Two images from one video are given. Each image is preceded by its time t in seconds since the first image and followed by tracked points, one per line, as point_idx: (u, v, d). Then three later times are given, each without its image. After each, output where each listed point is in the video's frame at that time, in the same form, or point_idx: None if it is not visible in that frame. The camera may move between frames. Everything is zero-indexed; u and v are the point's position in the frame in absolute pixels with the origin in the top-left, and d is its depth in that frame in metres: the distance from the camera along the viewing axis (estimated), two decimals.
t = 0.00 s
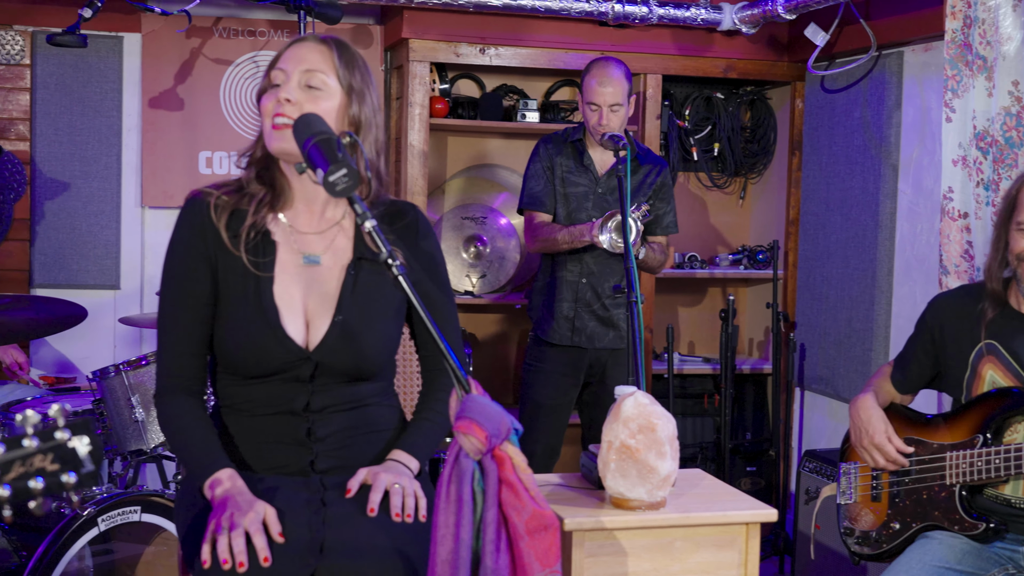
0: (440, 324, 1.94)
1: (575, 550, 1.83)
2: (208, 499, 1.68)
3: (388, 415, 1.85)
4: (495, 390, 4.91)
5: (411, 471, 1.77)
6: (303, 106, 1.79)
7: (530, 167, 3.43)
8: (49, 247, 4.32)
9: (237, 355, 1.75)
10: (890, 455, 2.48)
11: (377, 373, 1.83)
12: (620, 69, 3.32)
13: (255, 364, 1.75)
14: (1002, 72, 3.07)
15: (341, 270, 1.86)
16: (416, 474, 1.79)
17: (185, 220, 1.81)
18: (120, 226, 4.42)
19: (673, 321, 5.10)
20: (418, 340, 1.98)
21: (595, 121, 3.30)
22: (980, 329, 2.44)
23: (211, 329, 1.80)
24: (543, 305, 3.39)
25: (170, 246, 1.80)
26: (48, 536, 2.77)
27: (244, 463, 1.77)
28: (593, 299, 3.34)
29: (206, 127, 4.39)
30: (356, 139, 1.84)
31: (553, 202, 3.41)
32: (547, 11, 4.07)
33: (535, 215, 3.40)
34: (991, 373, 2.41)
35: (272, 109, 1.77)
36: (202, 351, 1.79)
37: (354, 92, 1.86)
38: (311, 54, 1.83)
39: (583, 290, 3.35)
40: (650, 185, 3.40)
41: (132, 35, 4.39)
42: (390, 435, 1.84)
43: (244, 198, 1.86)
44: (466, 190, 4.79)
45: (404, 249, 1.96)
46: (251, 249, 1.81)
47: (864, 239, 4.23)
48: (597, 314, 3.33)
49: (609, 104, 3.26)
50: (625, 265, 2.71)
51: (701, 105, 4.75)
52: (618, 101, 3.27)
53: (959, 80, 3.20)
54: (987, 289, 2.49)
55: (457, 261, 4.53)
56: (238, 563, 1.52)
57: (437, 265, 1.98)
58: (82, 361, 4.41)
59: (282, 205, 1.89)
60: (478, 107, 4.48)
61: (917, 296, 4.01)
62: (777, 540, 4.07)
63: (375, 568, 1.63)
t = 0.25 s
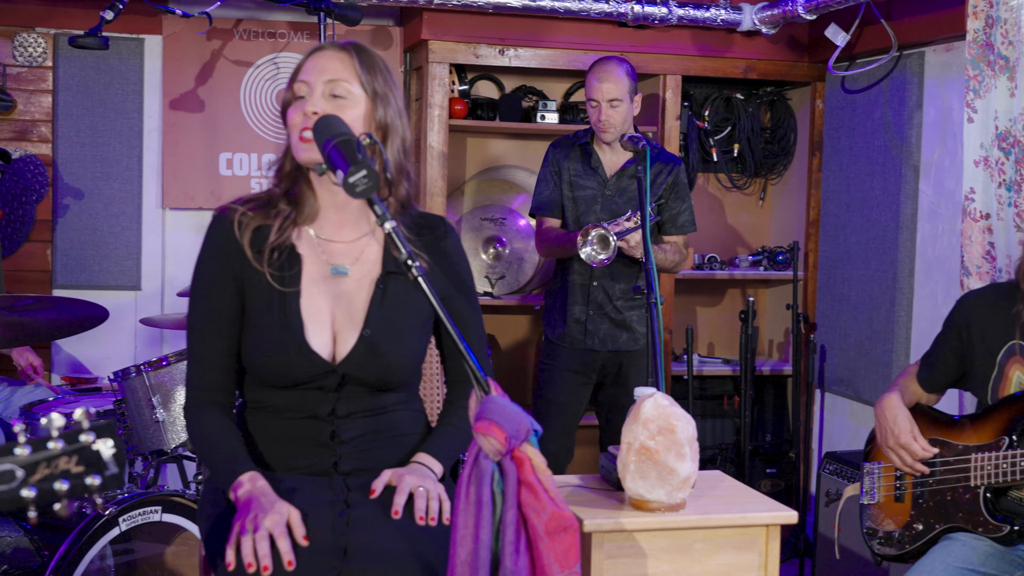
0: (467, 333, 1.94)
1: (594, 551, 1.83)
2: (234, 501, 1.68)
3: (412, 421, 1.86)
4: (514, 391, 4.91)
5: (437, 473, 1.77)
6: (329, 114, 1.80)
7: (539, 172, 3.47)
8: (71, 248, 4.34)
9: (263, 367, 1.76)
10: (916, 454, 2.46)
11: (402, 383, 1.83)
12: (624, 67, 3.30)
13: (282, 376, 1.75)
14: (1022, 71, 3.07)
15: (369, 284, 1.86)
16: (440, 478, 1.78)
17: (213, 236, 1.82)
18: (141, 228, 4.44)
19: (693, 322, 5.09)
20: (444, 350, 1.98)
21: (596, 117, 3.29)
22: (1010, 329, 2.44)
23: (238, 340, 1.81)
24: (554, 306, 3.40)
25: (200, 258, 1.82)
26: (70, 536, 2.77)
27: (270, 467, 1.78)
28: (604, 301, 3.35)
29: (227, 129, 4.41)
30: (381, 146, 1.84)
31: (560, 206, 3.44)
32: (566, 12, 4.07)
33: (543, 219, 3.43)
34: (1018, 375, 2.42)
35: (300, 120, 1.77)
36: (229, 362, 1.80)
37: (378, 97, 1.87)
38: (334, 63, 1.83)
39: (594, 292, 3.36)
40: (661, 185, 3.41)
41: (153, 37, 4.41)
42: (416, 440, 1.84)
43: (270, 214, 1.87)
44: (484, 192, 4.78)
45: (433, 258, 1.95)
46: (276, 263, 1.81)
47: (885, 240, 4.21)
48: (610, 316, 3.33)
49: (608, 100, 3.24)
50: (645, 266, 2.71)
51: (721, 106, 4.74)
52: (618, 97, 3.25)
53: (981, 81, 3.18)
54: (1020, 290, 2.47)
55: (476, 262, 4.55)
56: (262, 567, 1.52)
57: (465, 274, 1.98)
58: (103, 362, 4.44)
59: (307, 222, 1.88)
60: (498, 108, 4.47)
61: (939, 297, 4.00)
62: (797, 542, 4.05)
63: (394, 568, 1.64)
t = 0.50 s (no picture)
0: (495, 340, 1.95)
1: (615, 553, 1.83)
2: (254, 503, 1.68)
3: (435, 425, 1.86)
4: (535, 392, 4.91)
5: (456, 476, 1.77)
6: (354, 111, 1.79)
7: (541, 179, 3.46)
8: (94, 250, 4.37)
9: (290, 369, 1.77)
10: (938, 458, 2.44)
11: (428, 389, 1.84)
12: (619, 65, 3.29)
13: (308, 379, 1.76)
14: None
15: (397, 290, 1.86)
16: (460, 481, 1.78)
17: (243, 240, 1.84)
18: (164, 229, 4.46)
19: (714, 323, 5.07)
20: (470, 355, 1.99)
21: (589, 113, 3.27)
22: None
23: (266, 343, 1.82)
24: (563, 309, 3.38)
25: (229, 260, 1.83)
26: (94, 536, 2.80)
27: (290, 466, 1.78)
28: (611, 303, 3.30)
29: (248, 131, 4.42)
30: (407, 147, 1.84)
31: (561, 211, 3.43)
32: (587, 13, 4.07)
33: (544, 226, 3.42)
34: None
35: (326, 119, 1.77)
36: (257, 363, 1.81)
37: (405, 96, 1.87)
38: (363, 63, 1.83)
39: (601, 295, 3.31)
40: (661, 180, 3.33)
41: (176, 40, 4.43)
42: (438, 444, 1.85)
43: (300, 218, 1.88)
44: (503, 194, 4.78)
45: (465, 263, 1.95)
46: (304, 268, 1.82)
47: (908, 241, 4.19)
48: (617, 319, 3.29)
49: (600, 94, 3.21)
50: (667, 266, 2.70)
51: (742, 106, 4.74)
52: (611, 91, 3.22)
53: (1006, 81, 3.16)
54: None
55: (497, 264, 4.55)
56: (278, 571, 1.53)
57: (493, 279, 1.99)
58: (126, 362, 4.46)
59: (336, 226, 1.89)
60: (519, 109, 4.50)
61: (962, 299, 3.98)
62: (819, 544, 4.04)
63: (415, 568, 1.64)
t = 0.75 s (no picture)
0: (520, 341, 1.95)
1: (638, 553, 1.83)
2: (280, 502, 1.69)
3: (460, 425, 1.87)
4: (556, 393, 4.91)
5: (481, 477, 1.77)
6: (379, 106, 1.80)
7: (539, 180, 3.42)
8: (118, 250, 4.39)
9: (318, 364, 1.77)
10: (961, 463, 2.42)
11: (453, 388, 1.85)
12: (612, 66, 3.25)
13: (336, 375, 1.77)
14: None
15: (426, 285, 1.87)
16: (485, 481, 1.78)
17: (273, 230, 1.83)
18: (188, 229, 4.48)
19: (737, 324, 5.06)
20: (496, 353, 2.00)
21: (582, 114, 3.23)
22: None
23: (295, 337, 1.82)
24: (563, 314, 3.30)
25: (259, 251, 1.83)
26: (117, 534, 2.80)
27: (317, 465, 1.79)
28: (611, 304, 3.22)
29: (271, 132, 4.44)
30: (433, 145, 1.85)
31: (558, 212, 3.38)
32: (609, 13, 4.07)
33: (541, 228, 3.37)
34: None
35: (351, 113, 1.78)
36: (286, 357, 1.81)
37: (432, 90, 1.85)
38: (391, 57, 1.84)
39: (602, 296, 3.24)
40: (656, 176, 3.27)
41: (199, 40, 4.45)
42: (463, 444, 1.85)
43: (330, 210, 1.89)
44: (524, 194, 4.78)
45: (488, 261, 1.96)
46: (334, 261, 1.83)
47: (933, 241, 4.17)
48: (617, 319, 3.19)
49: (593, 95, 3.18)
50: (690, 266, 2.69)
51: (765, 106, 4.73)
52: (603, 93, 3.18)
53: None
54: None
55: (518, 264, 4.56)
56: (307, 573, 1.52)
57: (523, 277, 1.99)
58: (150, 362, 4.48)
59: (365, 219, 1.89)
60: (541, 109, 4.47)
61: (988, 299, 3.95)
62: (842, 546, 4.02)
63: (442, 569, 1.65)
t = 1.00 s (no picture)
0: (544, 342, 1.96)
1: (661, 555, 1.82)
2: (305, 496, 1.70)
3: (483, 426, 1.87)
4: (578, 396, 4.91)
5: (504, 477, 1.77)
6: (397, 112, 1.81)
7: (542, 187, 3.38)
8: (143, 250, 4.42)
9: (347, 357, 1.78)
10: (986, 467, 2.40)
11: (477, 388, 1.85)
12: (620, 66, 3.23)
13: (364, 369, 1.78)
14: None
15: (454, 282, 1.87)
16: (507, 481, 1.78)
17: (309, 219, 1.85)
18: (212, 229, 4.50)
19: (760, 325, 5.04)
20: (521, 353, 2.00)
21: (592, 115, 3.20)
22: None
23: (325, 330, 1.83)
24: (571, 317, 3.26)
25: (294, 235, 1.84)
26: (141, 533, 2.80)
27: (342, 461, 1.80)
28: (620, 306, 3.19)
29: (294, 133, 4.45)
30: (452, 146, 1.85)
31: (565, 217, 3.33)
32: (632, 13, 4.06)
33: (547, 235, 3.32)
34: None
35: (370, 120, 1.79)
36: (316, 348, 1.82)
37: (452, 90, 1.86)
38: (412, 58, 1.84)
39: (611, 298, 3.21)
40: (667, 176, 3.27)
41: (223, 42, 4.47)
42: (486, 444, 1.86)
43: (365, 204, 1.89)
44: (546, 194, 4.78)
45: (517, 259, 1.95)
46: (369, 254, 1.84)
47: (958, 242, 4.14)
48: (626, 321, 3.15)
49: (605, 94, 3.16)
50: (713, 267, 2.68)
51: (789, 105, 4.72)
52: (614, 92, 3.17)
53: None
54: None
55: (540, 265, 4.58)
56: (332, 566, 1.52)
57: (549, 277, 1.99)
58: (173, 362, 4.50)
59: (401, 215, 1.89)
60: (563, 109, 4.49)
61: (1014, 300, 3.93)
62: (867, 548, 4.00)
63: (464, 569, 1.65)
